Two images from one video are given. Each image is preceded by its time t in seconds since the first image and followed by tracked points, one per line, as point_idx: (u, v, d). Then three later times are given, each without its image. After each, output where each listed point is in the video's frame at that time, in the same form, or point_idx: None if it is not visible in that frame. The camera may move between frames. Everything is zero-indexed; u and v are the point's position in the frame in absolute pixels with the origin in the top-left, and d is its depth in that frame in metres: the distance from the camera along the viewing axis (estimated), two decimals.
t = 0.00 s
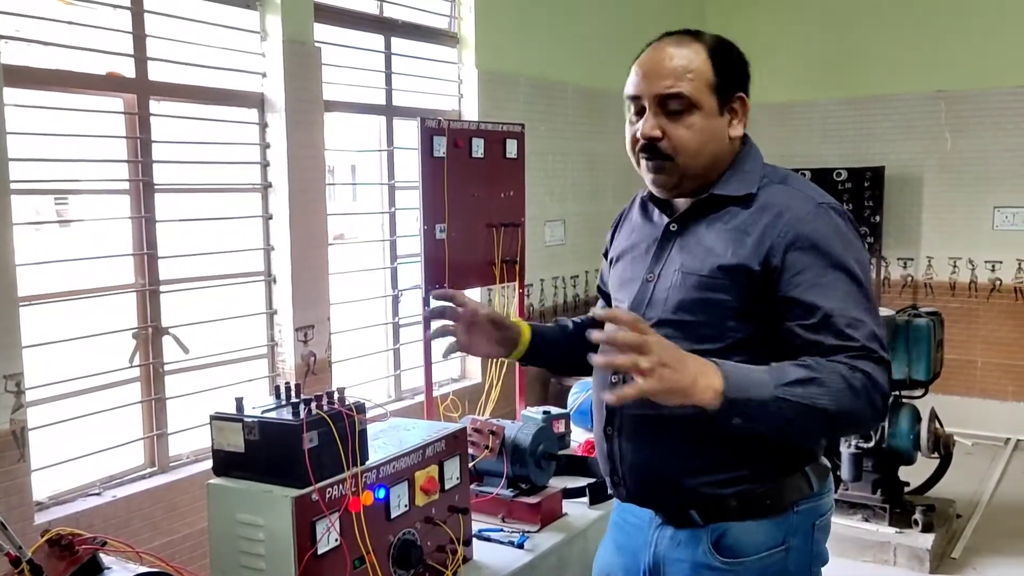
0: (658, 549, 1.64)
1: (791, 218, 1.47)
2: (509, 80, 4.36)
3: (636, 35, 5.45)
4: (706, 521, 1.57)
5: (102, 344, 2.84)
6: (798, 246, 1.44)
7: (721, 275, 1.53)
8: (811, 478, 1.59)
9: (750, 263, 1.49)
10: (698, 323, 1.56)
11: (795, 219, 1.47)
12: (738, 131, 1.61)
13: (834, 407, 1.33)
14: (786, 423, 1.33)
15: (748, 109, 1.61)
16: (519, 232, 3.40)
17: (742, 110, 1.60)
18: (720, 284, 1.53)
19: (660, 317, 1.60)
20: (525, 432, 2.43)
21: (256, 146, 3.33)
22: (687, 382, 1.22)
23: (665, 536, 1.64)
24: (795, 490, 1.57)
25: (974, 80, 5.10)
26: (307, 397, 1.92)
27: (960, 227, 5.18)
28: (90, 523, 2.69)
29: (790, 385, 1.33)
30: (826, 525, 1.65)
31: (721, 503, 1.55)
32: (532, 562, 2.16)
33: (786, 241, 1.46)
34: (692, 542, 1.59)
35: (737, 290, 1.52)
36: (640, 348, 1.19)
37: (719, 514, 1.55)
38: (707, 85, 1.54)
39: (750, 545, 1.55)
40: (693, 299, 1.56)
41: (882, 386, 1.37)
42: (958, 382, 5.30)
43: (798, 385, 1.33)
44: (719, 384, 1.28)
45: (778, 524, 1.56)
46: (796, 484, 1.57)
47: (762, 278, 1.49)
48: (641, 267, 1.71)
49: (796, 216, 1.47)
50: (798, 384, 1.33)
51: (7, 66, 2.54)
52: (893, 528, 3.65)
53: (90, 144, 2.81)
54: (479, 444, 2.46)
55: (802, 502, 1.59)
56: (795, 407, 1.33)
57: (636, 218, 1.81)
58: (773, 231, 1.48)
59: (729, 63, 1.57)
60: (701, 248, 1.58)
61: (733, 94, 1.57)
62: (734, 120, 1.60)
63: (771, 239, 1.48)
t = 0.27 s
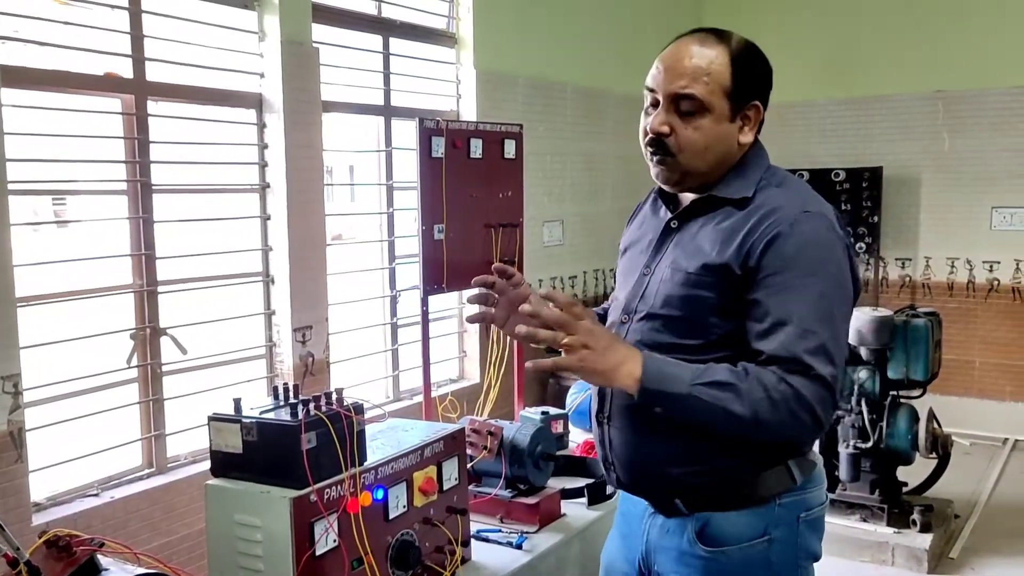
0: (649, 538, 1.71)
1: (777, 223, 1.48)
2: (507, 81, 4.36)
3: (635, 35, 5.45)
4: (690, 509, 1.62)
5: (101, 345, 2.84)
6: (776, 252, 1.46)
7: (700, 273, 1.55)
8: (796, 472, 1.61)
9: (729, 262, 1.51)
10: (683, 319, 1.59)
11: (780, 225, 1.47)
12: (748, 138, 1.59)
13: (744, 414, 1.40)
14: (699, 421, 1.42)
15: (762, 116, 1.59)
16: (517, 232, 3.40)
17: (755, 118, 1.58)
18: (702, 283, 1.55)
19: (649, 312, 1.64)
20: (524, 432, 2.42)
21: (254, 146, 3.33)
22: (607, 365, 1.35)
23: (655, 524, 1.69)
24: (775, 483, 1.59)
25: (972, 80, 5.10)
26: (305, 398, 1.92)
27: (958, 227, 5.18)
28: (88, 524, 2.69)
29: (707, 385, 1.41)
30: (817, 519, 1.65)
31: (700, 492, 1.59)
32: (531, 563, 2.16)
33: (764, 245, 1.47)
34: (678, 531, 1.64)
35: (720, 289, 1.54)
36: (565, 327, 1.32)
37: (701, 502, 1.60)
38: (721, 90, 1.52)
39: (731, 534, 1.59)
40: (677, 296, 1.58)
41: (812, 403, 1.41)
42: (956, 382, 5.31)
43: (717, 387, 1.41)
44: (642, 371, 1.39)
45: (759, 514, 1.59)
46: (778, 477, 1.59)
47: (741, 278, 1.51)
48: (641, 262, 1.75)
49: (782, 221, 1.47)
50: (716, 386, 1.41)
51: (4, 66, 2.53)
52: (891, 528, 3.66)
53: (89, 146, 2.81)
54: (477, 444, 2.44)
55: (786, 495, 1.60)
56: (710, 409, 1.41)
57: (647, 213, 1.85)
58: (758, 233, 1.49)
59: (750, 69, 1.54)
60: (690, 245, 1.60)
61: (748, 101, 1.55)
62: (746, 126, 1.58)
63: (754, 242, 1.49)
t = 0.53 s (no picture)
0: (644, 524, 1.78)
1: (761, 232, 1.51)
2: (505, 81, 4.35)
3: (632, 36, 5.45)
4: (679, 495, 1.69)
5: (98, 345, 2.83)
6: (757, 262, 1.50)
7: (688, 277, 1.59)
8: (780, 460, 1.66)
9: (715, 269, 1.55)
10: (672, 319, 1.63)
11: (764, 235, 1.50)
12: (744, 140, 1.63)
13: (717, 424, 1.48)
14: (673, 430, 1.50)
15: (755, 119, 1.63)
16: (515, 232, 3.39)
17: (749, 121, 1.62)
18: (690, 286, 1.59)
19: (641, 310, 1.68)
20: (522, 433, 2.42)
21: (252, 146, 3.32)
22: (589, 392, 1.47)
23: (649, 511, 1.77)
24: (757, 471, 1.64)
25: (969, 81, 5.11)
26: (303, 398, 1.91)
27: (956, 227, 5.18)
28: (85, 525, 2.68)
29: (682, 400, 1.49)
30: (803, 505, 1.71)
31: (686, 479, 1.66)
32: (529, 563, 2.16)
33: (749, 255, 1.51)
34: (668, 516, 1.72)
35: (707, 292, 1.58)
36: (544, 363, 1.44)
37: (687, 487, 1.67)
38: (717, 96, 1.55)
39: (717, 519, 1.65)
40: (666, 298, 1.63)
41: (787, 412, 1.47)
42: (954, 382, 5.31)
43: (689, 399, 1.49)
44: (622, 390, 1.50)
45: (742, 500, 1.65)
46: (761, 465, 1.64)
47: (727, 284, 1.55)
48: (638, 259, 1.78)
49: (766, 231, 1.50)
50: (688, 400, 1.49)
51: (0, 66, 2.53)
52: (889, 528, 3.66)
53: (86, 146, 2.81)
54: (475, 445, 2.44)
55: (770, 482, 1.66)
56: (682, 418, 1.49)
57: (649, 210, 1.88)
58: (743, 242, 1.53)
59: (740, 74, 1.57)
60: (681, 247, 1.64)
61: (742, 105, 1.58)
62: (740, 130, 1.62)
63: (738, 250, 1.53)
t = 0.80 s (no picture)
0: (644, 512, 1.78)
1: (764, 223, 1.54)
2: (503, 81, 4.35)
3: (631, 36, 5.46)
4: (682, 483, 1.69)
5: (96, 345, 2.83)
6: (763, 251, 1.52)
7: (694, 268, 1.60)
8: (781, 447, 1.68)
9: (722, 259, 1.57)
10: (678, 308, 1.64)
11: (768, 226, 1.53)
12: (746, 138, 1.67)
13: (730, 405, 1.48)
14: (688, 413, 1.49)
15: (756, 119, 1.68)
16: (513, 232, 3.39)
17: (751, 120, 1.67)
18: (696, 276, 1.61)
19: (646, 301, 1.69)
20: (521, 432, 2.43)
21: (250, 146, 3.32)
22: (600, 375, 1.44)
23: (650, 498, 1.77)
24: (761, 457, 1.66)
25: (967, 81, 5.11)
26: (302, 398, 1.91)
27: (954, 227, 5.19)
28: (83, 525, 2.68)
29: (695, 382, 1.48)
30: (799, 491, 1.74)
31: (690, 466, 1.67)
32: (528, 563, 2.16)
33: (755, 243, 1.53)
34: (669, 504, 1.72)
35: (714, 282, 1.59)
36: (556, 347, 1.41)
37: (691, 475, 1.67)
38: (727, 93, 1.59)
39: (720, 505, 1.67)
40: (673, 288, 1.64)
41: (797, 391, 1.48)
42: (951, 382, 5.32)
43: (702, 380, 1.48)
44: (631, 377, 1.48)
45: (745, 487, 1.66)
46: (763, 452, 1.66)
47: (732, 273, 1.57)
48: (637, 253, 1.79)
49: (770, 222, 1.53)
50: (703, 381, 1.48)
51: None
52: (887, 528, 3.65)
53: (84, 145, 2.80)
54: (474, 444, 2.45)
55: (770, 469, 1.68)
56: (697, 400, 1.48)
57: (644, 204, 1.89)
58: (748, 231, 1.55)
59: (745, 75, 1.63)
60: (685, 240, 1.65)
61: (746, 104, 1.64)
62: (743, 128, 1.67)
63: (744, 239, 1.55)
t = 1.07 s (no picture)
0: (646, 503, 1.76)
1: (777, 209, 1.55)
2: (501, 81, 4.35)
3: (629, 35, 5.46)
4: (689, 475, 1.68)
5: (94, 345, 2.82)
6: (782, 233, 1.51)
7: (711, 256, 1.59)
8: (783, 440, 1.71)
9: (739, 244, 1.55)
10: (694, 297, 1.62)
11: (782, 211, 1.53)
12: (745, 131, 1.69)
13: (771, 371, 1.42)
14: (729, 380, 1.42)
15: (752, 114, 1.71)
16: (511, 232, 3.39)
17: (747, 115, 1.70)
18: (713, 264, 1.59)
19: (661, 293, 1.66)
20: (519, 432, 2.42)
21: (248, 146, 3.32)
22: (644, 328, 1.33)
23: (652, 489, 1.75)
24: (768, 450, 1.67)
25: (965, 81, 5.12)
26: (299, 398, 1.91)
27: (952, 227, 5.19)
28: (80, 526, 2.67)
29: (738, 346, 1.42)
30: (797, 484, 1.75)
31: (699, 457, 1.66)
32: (526, 563, 2.15)
33: (772, 228, 1.53)
34: (675, 494, 1.71)
35: (730, 268, 1.57)
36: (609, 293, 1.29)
37: (698, 467, 1.67)
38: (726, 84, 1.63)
39: (726, 495, 1.66)
40: (689, 277, 1.61)
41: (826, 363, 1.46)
42: (949, 382, 5.32)
43: (746, 346, 1.42)
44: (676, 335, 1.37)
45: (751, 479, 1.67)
46: (769, 444, 1.68)
47: (749, 258, 1.56)
48: (640, 249, 1.77)
49: (783, 207, 1.54)
50: (744, 347, 1.42)
51: None
52: (885, 528, 3.65)
53: (81, 145, 2.80)
54: (472, 444, 2.45)
55: (774, 461, 1.69)
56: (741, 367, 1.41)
57: (641, 209, 1.86)
58: (763, 217, 1.54)
59: (741, 70, 1.68)
60: (696, 231, 1.64)
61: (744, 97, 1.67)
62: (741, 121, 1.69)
63: (760, 224, 1.54)
